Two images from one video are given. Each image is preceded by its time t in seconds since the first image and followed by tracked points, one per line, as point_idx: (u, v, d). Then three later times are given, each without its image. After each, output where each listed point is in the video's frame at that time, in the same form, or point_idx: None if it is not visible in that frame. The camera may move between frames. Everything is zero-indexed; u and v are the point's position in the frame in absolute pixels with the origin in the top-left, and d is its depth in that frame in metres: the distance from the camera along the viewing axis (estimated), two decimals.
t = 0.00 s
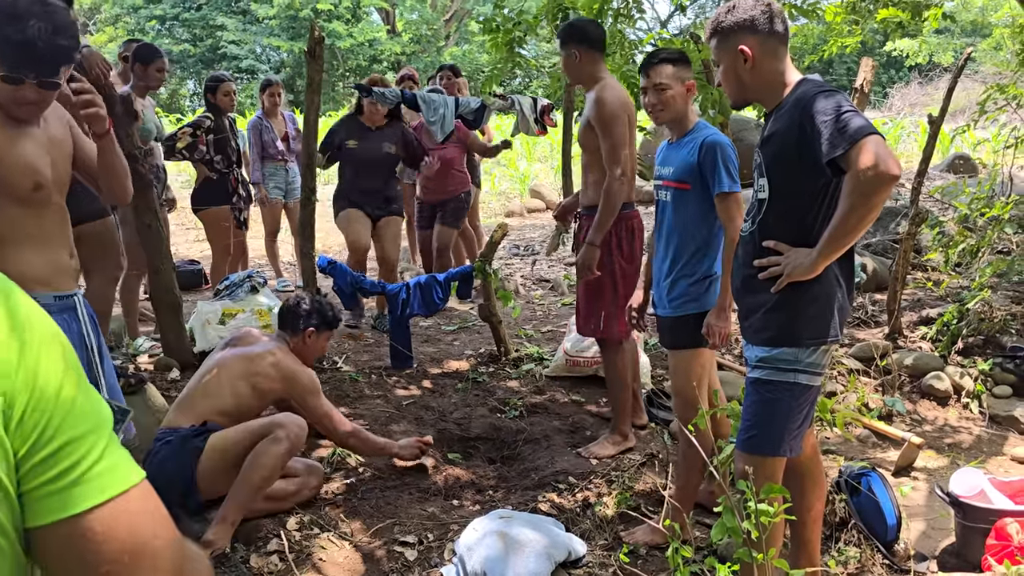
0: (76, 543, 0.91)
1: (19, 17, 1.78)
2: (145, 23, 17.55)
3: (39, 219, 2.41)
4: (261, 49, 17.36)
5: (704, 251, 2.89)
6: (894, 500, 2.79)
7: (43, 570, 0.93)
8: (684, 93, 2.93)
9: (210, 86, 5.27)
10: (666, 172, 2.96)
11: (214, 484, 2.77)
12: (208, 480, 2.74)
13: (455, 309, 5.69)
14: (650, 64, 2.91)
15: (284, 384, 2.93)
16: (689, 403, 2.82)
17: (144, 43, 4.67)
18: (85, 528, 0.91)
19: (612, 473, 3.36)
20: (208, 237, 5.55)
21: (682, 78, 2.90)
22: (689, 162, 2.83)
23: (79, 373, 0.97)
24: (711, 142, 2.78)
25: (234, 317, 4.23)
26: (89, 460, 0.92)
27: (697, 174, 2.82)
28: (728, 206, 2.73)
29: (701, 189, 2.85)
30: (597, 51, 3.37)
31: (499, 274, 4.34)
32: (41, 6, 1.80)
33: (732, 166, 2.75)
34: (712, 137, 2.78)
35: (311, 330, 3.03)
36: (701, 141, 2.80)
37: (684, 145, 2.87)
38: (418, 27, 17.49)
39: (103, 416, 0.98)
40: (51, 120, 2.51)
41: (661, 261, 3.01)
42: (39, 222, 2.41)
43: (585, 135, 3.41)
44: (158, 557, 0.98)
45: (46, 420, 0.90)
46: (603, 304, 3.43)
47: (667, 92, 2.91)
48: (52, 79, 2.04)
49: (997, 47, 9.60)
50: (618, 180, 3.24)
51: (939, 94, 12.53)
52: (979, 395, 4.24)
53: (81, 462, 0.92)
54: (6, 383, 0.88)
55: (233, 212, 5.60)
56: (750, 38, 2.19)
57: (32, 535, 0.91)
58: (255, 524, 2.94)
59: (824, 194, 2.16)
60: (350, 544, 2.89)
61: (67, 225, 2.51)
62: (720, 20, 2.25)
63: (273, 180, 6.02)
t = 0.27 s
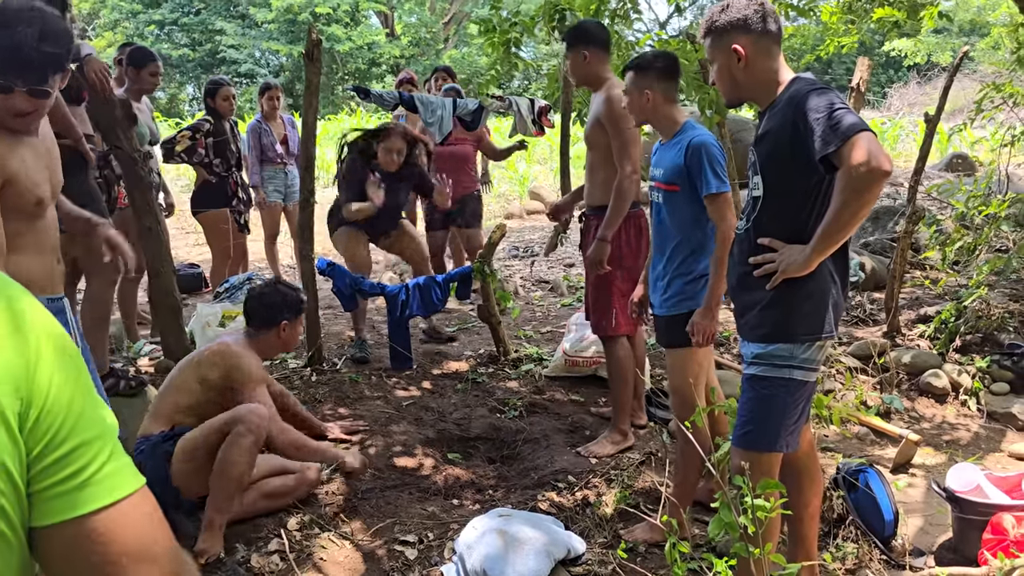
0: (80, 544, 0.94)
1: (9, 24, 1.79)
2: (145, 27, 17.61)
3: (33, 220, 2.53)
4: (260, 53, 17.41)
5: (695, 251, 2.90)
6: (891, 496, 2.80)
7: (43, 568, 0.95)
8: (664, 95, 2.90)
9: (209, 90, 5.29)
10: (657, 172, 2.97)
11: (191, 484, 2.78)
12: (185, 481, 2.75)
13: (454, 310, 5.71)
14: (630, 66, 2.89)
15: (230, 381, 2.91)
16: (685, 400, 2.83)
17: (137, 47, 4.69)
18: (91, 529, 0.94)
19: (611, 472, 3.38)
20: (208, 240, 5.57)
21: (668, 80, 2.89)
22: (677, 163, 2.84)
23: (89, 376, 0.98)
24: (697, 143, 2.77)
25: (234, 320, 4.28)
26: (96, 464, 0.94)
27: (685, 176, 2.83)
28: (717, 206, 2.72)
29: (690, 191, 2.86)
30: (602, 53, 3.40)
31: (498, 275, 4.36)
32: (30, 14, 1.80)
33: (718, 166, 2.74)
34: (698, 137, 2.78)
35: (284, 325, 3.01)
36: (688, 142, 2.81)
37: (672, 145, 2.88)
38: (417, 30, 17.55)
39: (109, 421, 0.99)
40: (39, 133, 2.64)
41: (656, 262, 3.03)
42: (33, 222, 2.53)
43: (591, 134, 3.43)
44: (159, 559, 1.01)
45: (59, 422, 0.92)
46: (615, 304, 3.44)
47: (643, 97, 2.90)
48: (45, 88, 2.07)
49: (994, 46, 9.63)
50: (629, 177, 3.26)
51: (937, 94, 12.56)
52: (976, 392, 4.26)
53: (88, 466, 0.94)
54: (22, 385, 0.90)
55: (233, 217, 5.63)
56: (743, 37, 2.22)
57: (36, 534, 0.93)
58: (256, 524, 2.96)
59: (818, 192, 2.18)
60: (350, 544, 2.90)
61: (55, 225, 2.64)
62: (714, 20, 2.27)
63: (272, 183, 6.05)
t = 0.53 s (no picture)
0: (103, 535, 0.99)
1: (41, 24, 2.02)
2: (144, 32, 17.64)
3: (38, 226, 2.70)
4: (259, 57, 17.44)
5: (681, 254, 2.92)
6: (891, 494, 2.81)
7: (64, 559, 1.00)
8: (650, 96, 2.89)
9: (208, 94, 5.31)
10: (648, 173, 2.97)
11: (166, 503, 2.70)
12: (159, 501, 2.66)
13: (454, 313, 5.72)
14: (616, 69, 2.90)
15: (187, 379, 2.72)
16: (684, 401, 2.84)
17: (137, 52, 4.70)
18: (113, 522, 0.99)
19: (611, 472, 3.39)
20: (207, 244, 5.59)
21: (654, 82, 2.88)
22: (659, 166, 2.83)
23: (108, 376, 1.04)
24: (675, 146, 2.76)
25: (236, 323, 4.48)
26: (119, 460, 1.00)
27: (666, 180, 2.83)
28: (698, 208, 2.70)
29: (672, 194, 2.86)
30: (603, 56, 3.42)
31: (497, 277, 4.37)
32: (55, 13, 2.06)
33: (697, 168, 2.72)
34: (677, 140, 2.76)
35: (242, 320, 2.79)
36: (667, 144, 2.79)
37: (656, 147, 2.87)
38: (415, 34, 17.59)
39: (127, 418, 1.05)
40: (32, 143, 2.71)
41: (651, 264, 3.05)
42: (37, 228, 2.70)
43: (596, 135, 3.44)
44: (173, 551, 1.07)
45: (83, 418, 0.97)
46: (620, 303, 3.45)
47: (626, 100, 2.91)
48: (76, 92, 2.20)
49: (991, 46, 9.66)
50: (638, 175, 3.27)
51: (935, 94, 12.59)
52: (975, 391, 4.27)
53: (110, 461, 0.99)
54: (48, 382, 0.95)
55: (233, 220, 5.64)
56: (739, 38, 2.23)
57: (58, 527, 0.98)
58: (257, 526, 2.97)
59: (814, 192, 2.19)
60: (351, 546, 2.91)
61: (54, 232, 2.81)
62: (710, 21, 2.28)
63: (271, 187, 6.07)
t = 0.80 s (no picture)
0: (113, 540, 0.99)
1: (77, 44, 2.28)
2: (144, 36, 17.66)
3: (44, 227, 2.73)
4: (259, 60, 17.47)
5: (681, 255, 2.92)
6: (892, 496, 2.81)
7: (75, 563, 1.00)
8: (654, 96, 2.89)
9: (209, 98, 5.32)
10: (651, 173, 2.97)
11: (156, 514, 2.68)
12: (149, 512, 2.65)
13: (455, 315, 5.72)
14: (620, 71, 2.90)
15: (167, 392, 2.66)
16: (684, 402, 2.85)
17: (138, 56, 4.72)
18: (122, 529, 1.00)
19: (612, 475, 3.39)
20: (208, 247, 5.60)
21: (657, 84, 2.88)
22: (660, 166, 2.83)
23: (120, 381, 1.05)
24: (674, 146, 2.75)
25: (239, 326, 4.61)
26: (130, 466, 1.00)
27: (667, 181, 2.82)
28: (697, 208, 2.70)
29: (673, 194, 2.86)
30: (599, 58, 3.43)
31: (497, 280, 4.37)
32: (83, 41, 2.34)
33: (696, 168, 2.70)
34: (677, 140, 2.75)
35: (220, 324, 2.74)
36: (667, 145, 2.78)
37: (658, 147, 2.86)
38: (415, 36, 17.62)
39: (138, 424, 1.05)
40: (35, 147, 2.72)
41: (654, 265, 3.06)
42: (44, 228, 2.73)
43: (596, 138, 3.45)
44: (182, 559, 1.08)
45: (93, 424, 0.98)
46: (621, 302, 3.45)
47: (632, 100, 2.90)
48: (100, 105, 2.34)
49: (991, 46, 9.66)
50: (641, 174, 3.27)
51: (935, 95, 12.60)
52: (976, 392, 4.26)
53: (120, 468, 0.99)
54: (60, 386, 0.96)
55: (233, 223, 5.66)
56: (738, 40, 2.23)
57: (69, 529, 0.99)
58: (258, 529, 2.97)
59: (815, 193, 2.19)
60: (353, 549, 2.91)
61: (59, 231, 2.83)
62: (710, 23, 2.29)
63: (272, 190, 6.08)
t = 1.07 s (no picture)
0: (121, 541, 0.99)
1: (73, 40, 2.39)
2: (142, 37, 17.65)
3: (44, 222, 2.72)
4: (257, 61, 17.46)
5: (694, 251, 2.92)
6: (892, 495, 2.81)
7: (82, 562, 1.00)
8: (665, 94, 2.90)
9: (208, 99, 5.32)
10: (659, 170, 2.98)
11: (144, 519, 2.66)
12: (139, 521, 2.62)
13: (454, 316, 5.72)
14: (630, 70, 2.91)
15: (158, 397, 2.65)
16: (685, 401, 2.85)
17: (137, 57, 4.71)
18: (131, 529, 1.00)
19: (612, 475, 3.39)
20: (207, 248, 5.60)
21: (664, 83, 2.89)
22: (672, 163, 2.83)
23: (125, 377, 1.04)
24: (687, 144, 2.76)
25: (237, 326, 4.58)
26: (138, 466, 1.00)
27: (679, 177, 2.83)
28: (709, 205, 2.72)
29: (685, 191, 2.86)
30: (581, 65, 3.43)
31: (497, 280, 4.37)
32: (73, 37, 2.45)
33: (711, 165, 2.71)
34: (689, 138, 2.76)
35: (217, 325, 2.75)
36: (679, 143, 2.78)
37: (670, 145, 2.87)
38: (413, 37, 17.62)
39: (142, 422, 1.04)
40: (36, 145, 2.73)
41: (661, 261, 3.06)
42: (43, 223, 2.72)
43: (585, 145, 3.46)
44: (187, 558, 1.08)
45: (102, 422, 0.97)
46: (632, 310, 3.44)
47: (644, 98, 2.90)
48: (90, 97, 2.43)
49: (988, 46, 9.67)
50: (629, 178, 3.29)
51: (933, 95, 12.61)
52: (975, 391, 4.26)
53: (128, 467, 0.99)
54: (67, 384, 0.95)
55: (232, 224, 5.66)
56: (739, 39, 2.23)
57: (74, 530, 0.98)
58: (259, 529, 2.97)
59: (815, 192, 2.19)
60: (353, 548, 2.91)
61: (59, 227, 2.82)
62: (710, 23, 2.29)
63: (272, 191, 6.08)
